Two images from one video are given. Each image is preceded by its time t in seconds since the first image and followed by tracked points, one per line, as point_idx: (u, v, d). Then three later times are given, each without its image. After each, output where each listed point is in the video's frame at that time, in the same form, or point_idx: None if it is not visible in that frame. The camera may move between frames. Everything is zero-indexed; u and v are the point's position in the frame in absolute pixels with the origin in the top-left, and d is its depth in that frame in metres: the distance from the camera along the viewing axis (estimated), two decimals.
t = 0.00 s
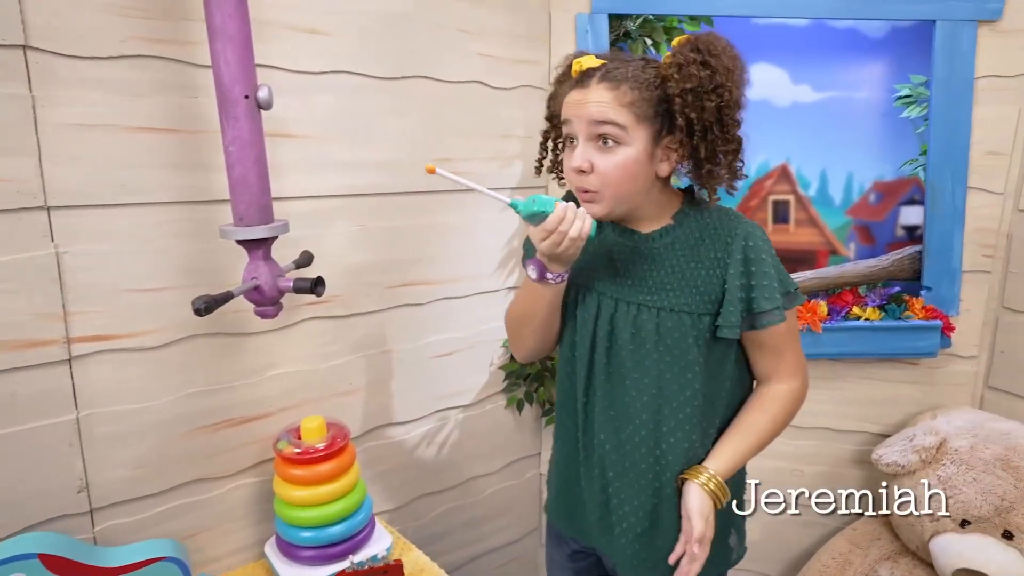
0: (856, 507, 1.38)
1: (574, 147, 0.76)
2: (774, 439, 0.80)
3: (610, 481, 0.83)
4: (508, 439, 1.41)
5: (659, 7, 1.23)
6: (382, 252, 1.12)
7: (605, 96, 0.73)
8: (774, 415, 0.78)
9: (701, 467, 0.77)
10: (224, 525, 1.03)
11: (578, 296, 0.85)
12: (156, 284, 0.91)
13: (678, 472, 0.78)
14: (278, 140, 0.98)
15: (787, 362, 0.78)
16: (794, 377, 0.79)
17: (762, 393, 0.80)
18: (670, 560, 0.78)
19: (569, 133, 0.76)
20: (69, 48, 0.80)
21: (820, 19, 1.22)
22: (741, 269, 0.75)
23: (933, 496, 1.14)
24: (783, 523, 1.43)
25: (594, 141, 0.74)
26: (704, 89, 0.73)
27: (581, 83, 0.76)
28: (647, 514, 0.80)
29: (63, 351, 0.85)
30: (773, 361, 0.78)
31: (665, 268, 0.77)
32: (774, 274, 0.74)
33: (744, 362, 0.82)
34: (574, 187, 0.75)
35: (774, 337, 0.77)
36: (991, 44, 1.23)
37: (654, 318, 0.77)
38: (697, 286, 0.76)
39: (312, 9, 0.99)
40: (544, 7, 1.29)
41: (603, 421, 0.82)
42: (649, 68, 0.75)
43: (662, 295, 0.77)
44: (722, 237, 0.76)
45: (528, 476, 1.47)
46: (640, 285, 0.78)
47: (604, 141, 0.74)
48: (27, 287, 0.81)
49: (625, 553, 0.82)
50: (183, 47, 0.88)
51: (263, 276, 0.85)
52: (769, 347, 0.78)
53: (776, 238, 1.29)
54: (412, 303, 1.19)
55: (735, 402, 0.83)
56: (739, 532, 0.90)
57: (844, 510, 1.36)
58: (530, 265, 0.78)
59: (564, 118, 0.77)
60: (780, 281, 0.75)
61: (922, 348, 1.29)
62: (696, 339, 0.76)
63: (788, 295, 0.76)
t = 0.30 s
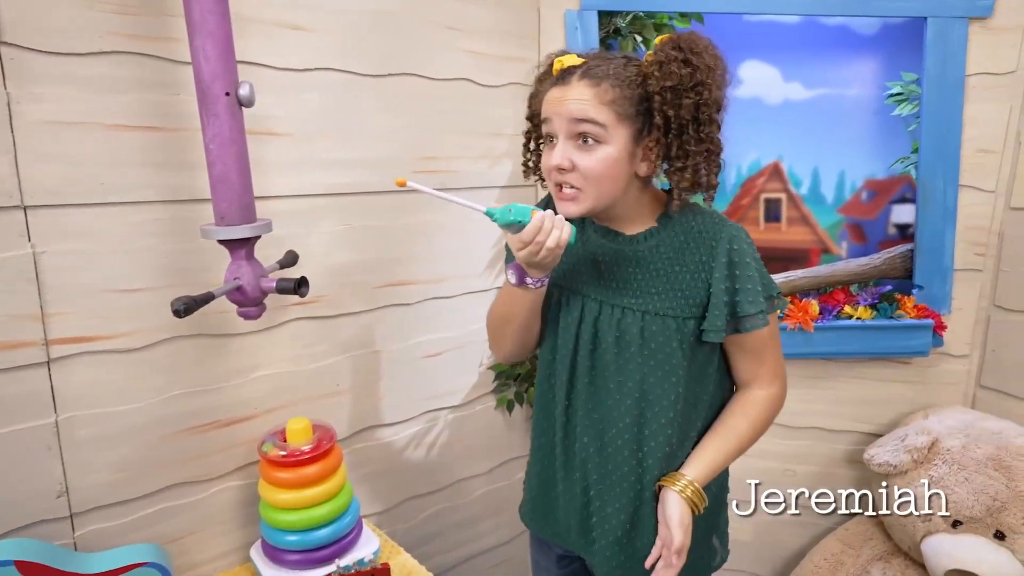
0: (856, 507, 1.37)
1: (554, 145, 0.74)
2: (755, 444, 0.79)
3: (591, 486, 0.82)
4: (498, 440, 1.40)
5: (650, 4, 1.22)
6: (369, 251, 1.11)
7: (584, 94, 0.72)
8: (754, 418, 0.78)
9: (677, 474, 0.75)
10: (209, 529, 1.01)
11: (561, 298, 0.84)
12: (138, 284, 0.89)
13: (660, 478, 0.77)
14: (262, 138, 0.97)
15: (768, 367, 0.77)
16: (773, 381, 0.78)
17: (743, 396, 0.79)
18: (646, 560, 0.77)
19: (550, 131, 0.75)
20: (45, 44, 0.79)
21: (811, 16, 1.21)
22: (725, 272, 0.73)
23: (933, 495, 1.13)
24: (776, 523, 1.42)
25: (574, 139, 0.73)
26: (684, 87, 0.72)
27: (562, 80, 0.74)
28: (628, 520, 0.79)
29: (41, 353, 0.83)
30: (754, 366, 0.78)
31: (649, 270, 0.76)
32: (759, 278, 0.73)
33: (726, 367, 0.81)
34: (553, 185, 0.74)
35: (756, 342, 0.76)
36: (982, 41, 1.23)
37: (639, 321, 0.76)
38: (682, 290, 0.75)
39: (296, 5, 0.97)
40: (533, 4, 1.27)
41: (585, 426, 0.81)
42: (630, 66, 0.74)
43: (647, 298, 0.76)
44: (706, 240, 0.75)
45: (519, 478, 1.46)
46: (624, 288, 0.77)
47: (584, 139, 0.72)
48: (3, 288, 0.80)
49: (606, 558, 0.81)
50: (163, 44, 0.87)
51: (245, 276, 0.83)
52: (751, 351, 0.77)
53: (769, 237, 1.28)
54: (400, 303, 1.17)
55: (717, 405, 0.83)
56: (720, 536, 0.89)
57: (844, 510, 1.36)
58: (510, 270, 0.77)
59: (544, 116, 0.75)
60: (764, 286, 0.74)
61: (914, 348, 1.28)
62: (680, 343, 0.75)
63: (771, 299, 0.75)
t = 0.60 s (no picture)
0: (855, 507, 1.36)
1: (541, 144, 0.72)
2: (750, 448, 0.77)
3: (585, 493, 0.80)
4: (491, 442, 1.38)
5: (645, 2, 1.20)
6: (360, 252, 1.10)
7: (572, 90, 0.70)
8: (749, 419, 0.76)
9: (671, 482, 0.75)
10: (198, 534, 0.99)
11: (550, 302, 0.83)
12: (123, 286, 0.87)
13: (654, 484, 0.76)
14: (250, 137, 0.95)
15: (762, 369, 0.76)
16: (768, 383, 0.77)
17: (738, 399, 0.78)
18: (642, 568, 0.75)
19: (536, 129, 0.73)
20: (26, 40, 0.77)
21: (809, 13, 1.20)
22: (717, 272, 0.72)
23: (933, 495, 1.11)
24: (773, 526, 1.41)
25: (562, 137, 0.71)
26: (675, 82, 0.71)
27: (548, 76, 0.73)
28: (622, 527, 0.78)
29: (23, 356, 0.81)
30: (747, 368, 0.76)
31: (640, 272, 0.74)
32: (751, 277, 0.72)
33: (719, 369, 0.80)
34: (541, 185, 0.72)
35: (749, 343, 0.74)
36: (981, 40, 1.21)
37: (630, 325, 0.74)
38: (673, 291, 0.73)
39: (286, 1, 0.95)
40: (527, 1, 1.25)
41: (576, 431, 0.79)
42: (617, 60, 0.73)
43: (638, 301, 0.74)
44: (698, 239, 0.73)
45: (513, 480, 1.45)
46: (614, 291, 0.76)
47: (572, 136, 0.71)
48: None
49: (601, 566, 0.79)
50: (149, 40, 0.85)
51: (232, 278, 0.81)
52: (744, 352, 0.75)
53: (766, 237, 1.27)
54: (392, 305, 1.16)
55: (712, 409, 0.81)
56: (716, 540, 0.88)
57: (845, 510, 1.35)
58: (497, 272, 0.75)
59: (530, 113, 0.73)
60: (756, 285, 0.73)
61: (912, 350, 1.27)
62: (672, 346, 0.74)
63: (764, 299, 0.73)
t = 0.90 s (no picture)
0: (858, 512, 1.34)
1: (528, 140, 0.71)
2: (751, 465, 0.75)
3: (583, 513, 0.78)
4: (489, 446, 1.37)
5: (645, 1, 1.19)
6: (356, 255, 1.09)
7: (564, 87, 0.69)
8: (744, 448, 0.74)
9: (679, 535, 0.74)
10: (191, 539, 0.98)
11: (544, 317, 0.82)
12: (114, 289, 0.86)
13: (653, 502, 0.74)
14: (244, 139, 0.94)
15: (756, 383, 0.74)
16: (764, 402, 0.74)
17: (735, 418, 0.76)
18: None
19: (525, 126, 0.72)
20: (15, 41, 0.76)
21: (811, 12, 1.18)
22: (710, 284, 0.70)
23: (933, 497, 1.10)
24: (774, 532, 1.39)
25: (549, 134, 0.70)
26: (673, 91, 0.70)
27: (542, 74, 0.72)
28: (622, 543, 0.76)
29: (13, 360, 0.80)
30: (741, 382, 0.74)
31: (633, 287, 0.73)
32: (743, 287, 0.70)
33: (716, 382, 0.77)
34: (525, 182, 0.71)
35: (741, 356, 0.72)
36: (986, 39, 1.20)
37: (625, 341, 0.73)
38: (666, 306, 0.71)
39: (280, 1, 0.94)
40: None
41: (569, 449, 0.77)
42: (615, 66, 0.71)
43: (632, 316, 0.73)
44: (689, 250, 0.71)
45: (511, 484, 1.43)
46: (608, 306, 0.74)
47: (560, 134, 0.69)
48: None
49: None
50: (140, 40, 0.84)
51: (224, 281, 0.80)
52: (737, 365, 0.73)
53: (768, 239, 1.25)
54: (388, 308, 1.15)
55: (710, 425, 0.79)
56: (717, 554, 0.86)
57: (844, 512, 1.33)
58: (484, 279, 0.74)
59: (520, 110, 0.73)
60: (748, 295, 0.71)
61: (916, 354, 1.25)
62: (667, 361, 0.72)
63: (757, 309, 0.71)
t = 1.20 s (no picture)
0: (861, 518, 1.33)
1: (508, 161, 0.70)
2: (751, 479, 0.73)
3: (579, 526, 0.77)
4: (489, 450, 1.36)
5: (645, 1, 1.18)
6: (354, 257, 1.08)
7: (540, 104, 0.67)
8: (741, 463, 0.72)
9: (678, 559, 0.74)
10: (186, 544, 0.97)
11: (536, 327, 0.80)
12: (109, 292, 0.85)
13: (650, 513, 0.73)
14: (241, 141, 0.93)
15: (752, 396, 0.72)
16: (762, 416, 0.72)
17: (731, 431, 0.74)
18: None
19: (504, 145, 0.70)
20: (8, 42, 0.75)
21: (814, 13, 1.17)
22: (704, 292, 0.69)
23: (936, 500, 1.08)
24: (777, 538, 1.38)
25: (530, 153, 0.68)
26: (649, 95, 0.67)
27: (514, 90, 0.70)
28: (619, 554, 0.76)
29: (7, 364, 0.80)
30: (736, 394, 0.72)
31: (626, 296, 0.72)
32: (738, 295, 0.68)
33: (711, 394, 0.76)
34: (512, 203, 0.70)
35: (735, 367, 0.70)
36: (993, 39, 1.18)
37: (618, 351, 0.72)
38: (660, 315, 0.70)
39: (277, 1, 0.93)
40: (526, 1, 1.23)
41: (562, 460, 0.76)
42: (589, 73, 0.69)
43: (625, 326, 0.72)
44: (683, 258, 0.70)
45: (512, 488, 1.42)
46: (600, 315, 0.73)
47: (541, 152, 0.68)
48: None
49: None
50: (136, 42, 0.83)
51: (218, 284, 0.79)
52: (732, 376, 0.71)
53: (772, 241, 1.24)
54: (385, 310, 1.14)
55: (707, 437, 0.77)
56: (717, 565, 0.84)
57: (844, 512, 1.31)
58: (472, 293, 0.74)
59: (498, 129, 0.71)
60: (743, 304, 0.69)
61: (921, 359, 1.23)
62: (661, 372, 0.71)
63: (753, 318, 0.69)
